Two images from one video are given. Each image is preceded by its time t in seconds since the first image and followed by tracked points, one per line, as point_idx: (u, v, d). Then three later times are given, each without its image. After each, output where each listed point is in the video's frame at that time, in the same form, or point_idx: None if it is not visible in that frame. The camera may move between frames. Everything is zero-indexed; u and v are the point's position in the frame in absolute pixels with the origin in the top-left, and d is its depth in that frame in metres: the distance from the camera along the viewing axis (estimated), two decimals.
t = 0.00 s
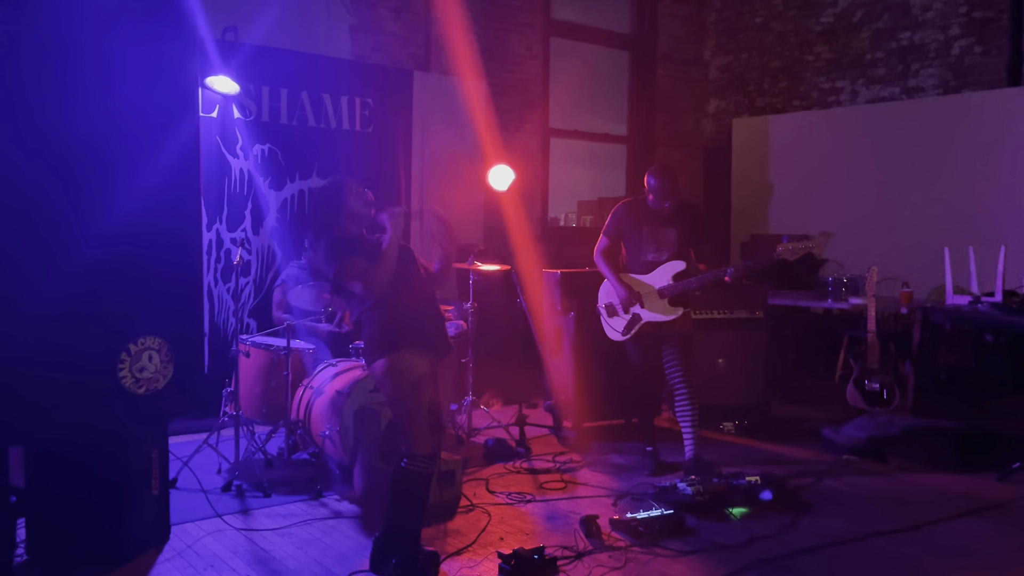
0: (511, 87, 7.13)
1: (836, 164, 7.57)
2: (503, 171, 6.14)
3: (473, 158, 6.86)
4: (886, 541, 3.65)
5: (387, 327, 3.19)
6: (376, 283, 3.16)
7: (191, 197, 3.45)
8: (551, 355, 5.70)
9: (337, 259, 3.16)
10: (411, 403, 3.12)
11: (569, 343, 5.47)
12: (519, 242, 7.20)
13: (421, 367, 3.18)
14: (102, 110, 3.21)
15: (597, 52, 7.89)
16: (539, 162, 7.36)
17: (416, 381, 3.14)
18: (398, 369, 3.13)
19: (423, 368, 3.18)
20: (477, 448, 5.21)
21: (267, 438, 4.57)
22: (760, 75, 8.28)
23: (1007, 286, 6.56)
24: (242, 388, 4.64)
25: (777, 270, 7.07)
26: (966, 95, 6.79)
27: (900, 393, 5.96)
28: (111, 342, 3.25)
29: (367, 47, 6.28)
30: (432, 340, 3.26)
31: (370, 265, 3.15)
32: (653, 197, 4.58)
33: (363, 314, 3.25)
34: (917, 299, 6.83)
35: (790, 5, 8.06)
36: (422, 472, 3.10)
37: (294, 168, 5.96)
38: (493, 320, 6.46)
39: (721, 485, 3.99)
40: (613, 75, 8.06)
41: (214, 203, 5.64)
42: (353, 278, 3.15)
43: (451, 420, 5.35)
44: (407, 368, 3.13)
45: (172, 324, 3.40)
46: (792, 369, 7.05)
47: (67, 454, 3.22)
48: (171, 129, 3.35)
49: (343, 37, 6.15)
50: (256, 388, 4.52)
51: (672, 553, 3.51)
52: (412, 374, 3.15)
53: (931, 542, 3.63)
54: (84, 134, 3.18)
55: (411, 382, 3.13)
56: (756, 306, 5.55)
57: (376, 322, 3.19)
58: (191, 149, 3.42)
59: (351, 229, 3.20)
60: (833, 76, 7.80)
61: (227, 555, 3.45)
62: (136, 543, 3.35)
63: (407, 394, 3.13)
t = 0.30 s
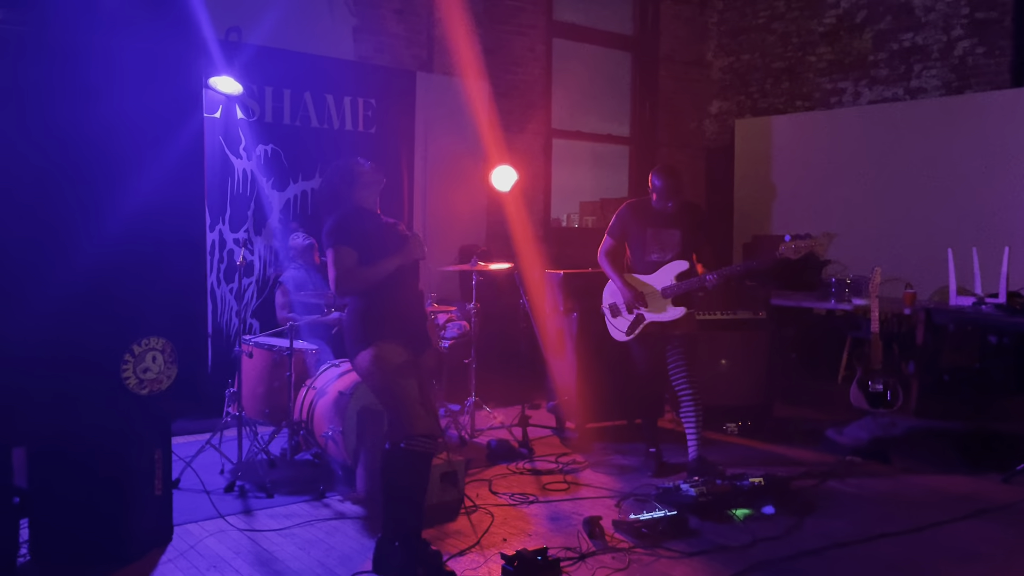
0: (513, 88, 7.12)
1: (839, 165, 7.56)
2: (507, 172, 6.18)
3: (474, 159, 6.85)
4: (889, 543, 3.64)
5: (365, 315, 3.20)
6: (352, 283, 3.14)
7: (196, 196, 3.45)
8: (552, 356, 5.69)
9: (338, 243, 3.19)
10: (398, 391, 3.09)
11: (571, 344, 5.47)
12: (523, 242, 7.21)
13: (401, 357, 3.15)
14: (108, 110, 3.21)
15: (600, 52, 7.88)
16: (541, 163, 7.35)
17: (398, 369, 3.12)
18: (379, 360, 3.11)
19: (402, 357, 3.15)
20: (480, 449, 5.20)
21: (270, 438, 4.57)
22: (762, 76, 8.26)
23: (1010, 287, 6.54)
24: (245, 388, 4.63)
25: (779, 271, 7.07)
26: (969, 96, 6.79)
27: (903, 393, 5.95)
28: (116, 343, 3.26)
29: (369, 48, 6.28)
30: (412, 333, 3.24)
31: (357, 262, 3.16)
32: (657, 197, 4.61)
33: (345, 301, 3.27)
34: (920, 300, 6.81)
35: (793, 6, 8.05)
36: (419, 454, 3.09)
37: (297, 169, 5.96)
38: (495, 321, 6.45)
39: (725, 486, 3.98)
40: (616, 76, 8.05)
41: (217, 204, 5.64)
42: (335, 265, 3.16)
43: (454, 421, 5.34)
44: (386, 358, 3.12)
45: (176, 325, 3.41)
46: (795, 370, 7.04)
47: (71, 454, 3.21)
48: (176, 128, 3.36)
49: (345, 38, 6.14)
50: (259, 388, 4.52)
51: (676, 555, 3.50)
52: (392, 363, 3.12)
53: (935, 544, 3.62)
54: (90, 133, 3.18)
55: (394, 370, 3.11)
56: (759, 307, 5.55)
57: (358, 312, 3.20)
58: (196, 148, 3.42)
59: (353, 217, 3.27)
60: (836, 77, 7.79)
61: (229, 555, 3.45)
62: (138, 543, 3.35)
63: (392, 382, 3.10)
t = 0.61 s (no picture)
0: (513, 88, 7.12)
1: (840, 166, 7.56)
2: (507, 173, 6.20)
3: (475, 160, 6.87)
4: (889, 544, 3.64)
5: (349, 314, 3.10)
6: (339, 280, 3.09)
7: (198, 196, 3.47)
8: (552, 356, 5.69)
9: (335, 237, 3.14)
10: (372, 392, 3.08)
11: (572, 344, 5.47)
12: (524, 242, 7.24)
13: (379, 360, 3.10)
14: (112, 111, 3.22)
15: (600, 53, 7.88)
16: (542, 163, 7.36)
17: (379, 370, 3.09)
18: (356, 362, 3.08)
19: (381, 361, 3.10)
20: (479, 450, 5.20)
21: (270, 439, 4.57)
22: (762, 77, 8.27)
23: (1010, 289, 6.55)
24: (245, 388, 4.64)
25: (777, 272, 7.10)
26: (969, 97, 6.79)
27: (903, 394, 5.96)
28: (119, 344, 3.27)
29: (370, 48, 6.29)
30: (393, 333, 3.18)
31: (352, 260, 3.11)
32: (656, 195, 4.62)
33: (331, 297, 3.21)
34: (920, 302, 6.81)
35: (793, 7, 8.05)
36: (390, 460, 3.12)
37: (298, 170, 5.97)
38: (495, 322, 6.45)
39: (725, 487, 3.99)
40: (616, 77, 8.05)
41: (218, 205, 5.65)
42: (329, 260, 3.11)
43: (454, 422, 5.35)
44: (362, 360, 3.07)
45: (177, 328, 3.44)
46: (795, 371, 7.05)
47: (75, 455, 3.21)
48: (178, 130, 3.37)
49: (346, 38, 6.15)
50: (259, 389, 4.52)
51: (676, 556, 3.50)
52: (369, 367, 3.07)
53: (935, 545, 3.62)
54: (95, 133, 3.19)
55: (375, 371, 3.08)
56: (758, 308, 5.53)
57: (340, 312, 3.12)
58: (197, 148, 3.44)
59: (354, 214, 3.20)
60: (836, 78, 7.79)
61: (230, 556, 3.45)
62: (138, 543, 3.36)
63: (369, 383, 3.09)
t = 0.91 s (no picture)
0: (513, 89, 7.13)
1: (839, 168, 7.57)
2: (506, 175, 6.32)
3: (474, 161, 6.88)
4: (888, 545, 3.65)
5: (314, 330, 3.15)
6: (312, 288, 3.10)
7: (197, 198, 3.46)
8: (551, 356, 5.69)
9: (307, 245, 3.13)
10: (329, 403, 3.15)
11: (571, 345, 5.47)
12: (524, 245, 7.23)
13: (345, 372, 3.14)
14: (108, 114, 3.22)
15: (600, 54, 7.89)
16: (541, 164, 7.35)
17: (340, 388, 3.15)
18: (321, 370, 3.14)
19: (345, 373, 3.14)
20: (479, 450, 5.20)
21: (269, 440, 4.57)
22: (761, 78, 8.27)
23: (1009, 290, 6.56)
24: (244, 389, 4.64)
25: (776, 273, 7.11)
26: (967, 99, 6.80)
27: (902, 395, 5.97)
28: (120, 346, 3.27)
29: (369, 49, 6.28)
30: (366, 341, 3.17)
31: (327, 269, 3.09)
32: (671, 195, 4.71)
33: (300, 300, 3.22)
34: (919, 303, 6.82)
35: (792, 9, 8.06)
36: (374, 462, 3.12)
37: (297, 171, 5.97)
38: (494, 323, 6.46)
39: (724, 488, 3.99)
40: (615, 77, 8.06)
41: (217, 206, 5.65)
42: (308, 266, 3.09)
43: (454, 422, 5.35)
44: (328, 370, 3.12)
45: (177, 330, 3.43)
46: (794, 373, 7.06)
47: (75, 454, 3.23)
48: (176, 133, 3.37)
49: (345, 39, 6.15)
50: (259, 390, 4.52)
51: (675, 557, 3.51)
52: (332, 378, 3.14)
53: (933, 546, 3.63)
54: (90, 138, 3.18)
55: (336, 389, 3.15)
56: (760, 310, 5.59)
57: (309, 318, 3.15)
58: (197, 150, 3.44)
59: (332, 218, 3.15)
60: (835, 80, 7.80)
61: (230, 557, 3.45)
62: (135, 545, 3.37)
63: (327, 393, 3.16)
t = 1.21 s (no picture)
0: (511, 91, 7.14)
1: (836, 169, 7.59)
2: (504, 176, 6.17)
3: (472, 162, 6.89)
4: (885, 546, 3.65)
5: (269, 324, 3.15)
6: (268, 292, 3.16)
7: (193, 199, 3.47)
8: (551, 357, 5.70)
9: (265, 249, 3.20)
10: (281, 400, 3.15)
11: (568, 347, 5.47)
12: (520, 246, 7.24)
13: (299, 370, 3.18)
14: (106, 115, 3.22)
15: (598, 56, 7.89)
16: (539, 165, 7.36)
17: (295, 384, 3.17)
18: (276, 369, 3.14)
19: (298, 370, 3.17)
20: (476, 452, 5.21)
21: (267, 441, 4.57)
22: (759, 79, 8.29)
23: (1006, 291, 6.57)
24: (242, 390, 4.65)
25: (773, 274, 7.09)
26: (965, 100, 6.81)
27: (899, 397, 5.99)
28: (118, 347, 3.28)
29: (367, 51, 6.29)
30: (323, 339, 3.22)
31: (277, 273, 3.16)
32: (703, 199, 4.86)
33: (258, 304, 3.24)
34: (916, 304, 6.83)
35: (790, 10, 8.07)
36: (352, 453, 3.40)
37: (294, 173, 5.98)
38: (492, 324, 6.47)
39: (722, 489, 4.00)
40: (614, 79, 8.07)
41: (214, 207, 5.65)
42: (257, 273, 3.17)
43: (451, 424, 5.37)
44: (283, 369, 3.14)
45: (174, 331, 3.43)
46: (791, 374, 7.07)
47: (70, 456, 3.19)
48: (174, 133, 3.38)
49: (343, 40, 6.16)
50: (254, 391, 4.46)
51: (672, 558, 3.50)
52: (287, 374, 3.16)
53: (931, 547, 3.63)
54: (88, 138, 3.19)
55: (290, 385, 3.16)
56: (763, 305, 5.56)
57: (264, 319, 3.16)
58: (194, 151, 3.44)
59: (288, 220, 3.21)
60: (833, 81, 7.81)
61: (227, 559, 3.45)
62: (132, 547, 3.36)
63: (282, 391, 3.16)
